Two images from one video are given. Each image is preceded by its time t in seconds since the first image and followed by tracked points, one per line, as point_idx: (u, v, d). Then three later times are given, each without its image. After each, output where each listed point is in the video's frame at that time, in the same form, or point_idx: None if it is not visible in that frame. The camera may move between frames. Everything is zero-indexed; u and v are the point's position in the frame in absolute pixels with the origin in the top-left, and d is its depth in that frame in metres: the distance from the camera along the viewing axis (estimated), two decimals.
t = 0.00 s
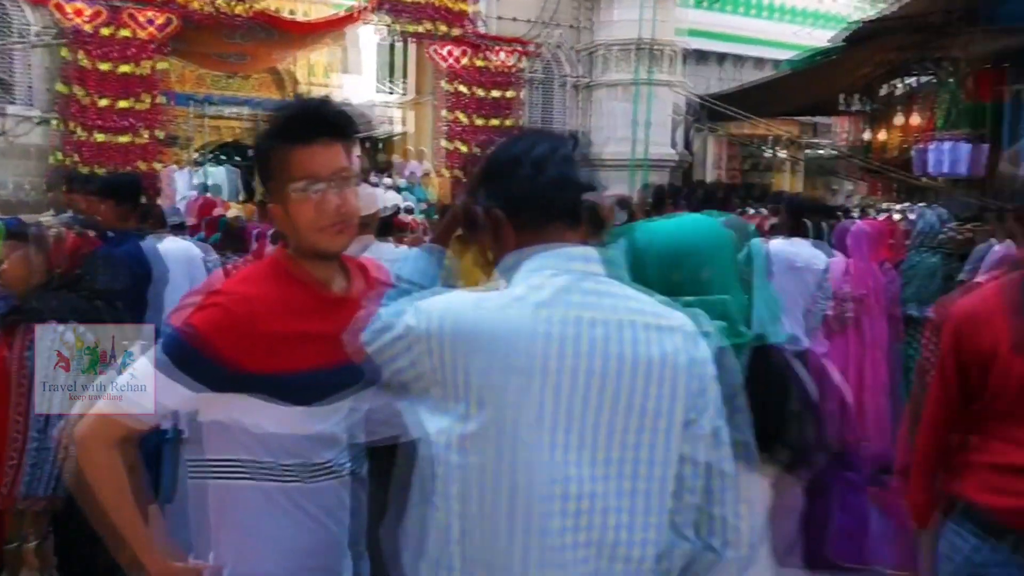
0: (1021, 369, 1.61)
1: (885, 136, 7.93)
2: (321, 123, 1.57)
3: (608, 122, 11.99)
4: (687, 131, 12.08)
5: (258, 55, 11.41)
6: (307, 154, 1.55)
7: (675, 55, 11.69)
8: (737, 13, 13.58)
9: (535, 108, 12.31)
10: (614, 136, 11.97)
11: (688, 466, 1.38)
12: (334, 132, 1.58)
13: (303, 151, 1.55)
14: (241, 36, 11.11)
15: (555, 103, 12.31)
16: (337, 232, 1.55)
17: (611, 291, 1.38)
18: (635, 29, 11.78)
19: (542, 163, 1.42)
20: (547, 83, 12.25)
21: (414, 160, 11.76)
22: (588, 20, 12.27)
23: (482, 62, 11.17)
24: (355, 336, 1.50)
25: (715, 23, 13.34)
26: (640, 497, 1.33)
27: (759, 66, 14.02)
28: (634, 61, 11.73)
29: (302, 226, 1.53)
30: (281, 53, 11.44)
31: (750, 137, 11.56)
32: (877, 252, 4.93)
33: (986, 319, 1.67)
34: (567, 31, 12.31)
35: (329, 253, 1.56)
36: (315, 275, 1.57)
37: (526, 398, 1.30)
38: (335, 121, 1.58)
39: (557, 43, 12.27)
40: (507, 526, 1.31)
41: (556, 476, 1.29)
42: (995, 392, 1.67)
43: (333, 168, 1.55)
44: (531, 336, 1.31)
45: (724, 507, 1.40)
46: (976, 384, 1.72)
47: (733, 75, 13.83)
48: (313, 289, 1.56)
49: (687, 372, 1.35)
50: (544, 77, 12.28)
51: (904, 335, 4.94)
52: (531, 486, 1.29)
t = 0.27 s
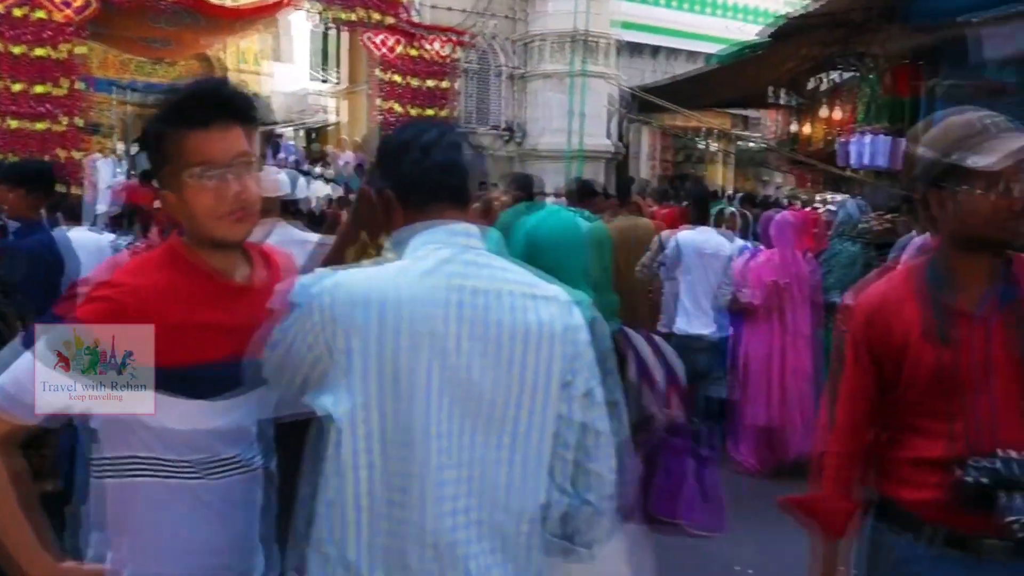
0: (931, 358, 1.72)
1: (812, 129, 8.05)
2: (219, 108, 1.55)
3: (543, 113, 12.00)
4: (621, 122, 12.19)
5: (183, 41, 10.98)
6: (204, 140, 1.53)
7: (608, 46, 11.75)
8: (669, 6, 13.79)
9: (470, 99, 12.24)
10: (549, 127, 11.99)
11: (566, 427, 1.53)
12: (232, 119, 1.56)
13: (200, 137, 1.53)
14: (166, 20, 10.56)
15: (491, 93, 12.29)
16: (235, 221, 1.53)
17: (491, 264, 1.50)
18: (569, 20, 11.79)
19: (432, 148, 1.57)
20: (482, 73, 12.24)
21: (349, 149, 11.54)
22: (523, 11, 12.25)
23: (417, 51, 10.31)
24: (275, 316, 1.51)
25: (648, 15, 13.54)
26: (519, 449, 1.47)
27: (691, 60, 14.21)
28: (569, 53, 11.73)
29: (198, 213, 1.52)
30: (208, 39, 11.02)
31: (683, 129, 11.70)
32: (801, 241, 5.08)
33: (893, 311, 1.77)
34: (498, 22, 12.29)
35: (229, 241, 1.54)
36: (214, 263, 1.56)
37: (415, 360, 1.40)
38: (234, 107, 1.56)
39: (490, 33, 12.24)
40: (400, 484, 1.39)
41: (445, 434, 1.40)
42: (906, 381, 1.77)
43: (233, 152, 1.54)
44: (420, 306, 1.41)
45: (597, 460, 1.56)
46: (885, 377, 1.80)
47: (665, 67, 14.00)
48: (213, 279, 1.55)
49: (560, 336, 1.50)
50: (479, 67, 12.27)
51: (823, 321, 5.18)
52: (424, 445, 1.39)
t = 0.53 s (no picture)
0: (873, 357, 1.66)
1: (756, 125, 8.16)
2: (130, 94, 1.49)
3: (492, 106, 11.98)
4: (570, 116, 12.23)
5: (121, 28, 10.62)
6: (115, 129, 1.48)
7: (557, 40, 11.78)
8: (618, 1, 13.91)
9: (418, 91, 12.13)
10: (497, 120, 11.97)
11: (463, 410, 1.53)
12: (144, 106, 1.51)
13: (111, 126, 1.47)
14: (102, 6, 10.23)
15: (439, 85, 12.22)
16: (149, 214, 1.48)
17: (380, 255, 1.49)
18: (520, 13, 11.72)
19: (323, 144, 1.60)
20: (431, 65, 12.15)
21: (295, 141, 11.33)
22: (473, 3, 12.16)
23: (364, 42, 10.15)
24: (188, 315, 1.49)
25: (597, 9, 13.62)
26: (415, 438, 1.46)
27: (639, 55, 14.31)
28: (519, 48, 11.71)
29: (113, 207, 1.46)
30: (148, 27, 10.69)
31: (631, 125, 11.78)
32: (742, 236, 5.14)
33: (836, 309, 1.68)
34: (446, 13, 12.17)
35: (143, 234, 1.49)
36: (124, 256, 1.51)
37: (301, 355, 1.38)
38: (145, 93, 1.51)
39: (439, 25, 12.13)
40: (293, 482, 1.36)
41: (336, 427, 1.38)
42: (849, 384, 1.69)
43: (149, 143, 1.49)
44: (307, 300, 1.39)
45: (493, 439, 1.57)
46: (824, 379, 1.72)
47: (614, 63, 14.08)
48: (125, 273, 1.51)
49: (451, 323, 1.50)
50: (428, 59, 12.18)
51: (764, 314, 5.26)
52: (315, 440, 1.36)
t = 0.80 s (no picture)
0: (848, 371, 1.57)
1: (711, 126, 8.25)
2: (60, 86, 1.45)
3: (450, 104, 11.96)
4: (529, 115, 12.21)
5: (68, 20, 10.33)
6: (47, 126, 1.43)
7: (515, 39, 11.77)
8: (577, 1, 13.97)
9: (375, 89, 12.02)
10: (456, 118, 11.93)
11: (388, 408, 1.56)
12: (79, 102, 1.47)
13: (42, 121, 1.43)
14: None
15: (397, 83, 12.13)
16: (83, 216, 1.44)
17: (300, 257, 1.49)
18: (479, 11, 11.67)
19: (234, 147, 1.56)
20: (389, 63, 12.04)
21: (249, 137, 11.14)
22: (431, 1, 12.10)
23: (321, 38, 10.00)
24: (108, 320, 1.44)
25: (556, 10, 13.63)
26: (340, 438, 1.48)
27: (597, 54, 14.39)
28: (477, 46, 11.70)
29: (45, 207, 1.42)
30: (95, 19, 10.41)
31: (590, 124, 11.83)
32: (697, 235, 5.19)
33: (805, 320, 1.60)
34: (405, 10, 12.08)
35: (76, 236, 1.45)
36: (51, 258, 1.48)
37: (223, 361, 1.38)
38: (77, 87, 1.47)
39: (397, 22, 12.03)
40: (222, 487, 1.36)
41: (260, 432, 1.39)
42: (818, 397, 1.61)
43: (85, 142, 1.45)
44: (231, 306, 1.38)
45: (417, 434, 1.60)
46: (795, 394, 1.63)
47: (574, 62, 14.13)
48: (51, 275, 1.48)
49: (372, 323, 1.52)
50: (387, 57, 12.09)
51: (719, 313, 5.30)
52: (242, 444, 1.37)
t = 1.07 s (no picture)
0: (849, 391, 1.42)
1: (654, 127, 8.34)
2: None
3: (395, 103, 11.86)
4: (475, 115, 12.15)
5: None
6: None
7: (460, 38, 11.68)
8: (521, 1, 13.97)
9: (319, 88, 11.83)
10: (401, 118, 11.83)
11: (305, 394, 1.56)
12: None
13: None
14: None
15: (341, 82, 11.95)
16: None
17: (206, 254, 1.48)
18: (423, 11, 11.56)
19: (138, 156, 1.53)
20: (332, 62, 11.86)
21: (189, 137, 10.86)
22: None
23: (262, 36, 9.73)
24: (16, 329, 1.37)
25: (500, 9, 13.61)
26: (259, 427, 1.48)
27: (542, 53, 14.43)
28: (421, 45, 11.60)
29: None
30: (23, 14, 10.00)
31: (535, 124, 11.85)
32: (640, 235, 5.23)
33: (806, 335, 1.45)
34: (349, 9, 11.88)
35: None
36: None
37: (133, 360, 1.37)
38: None
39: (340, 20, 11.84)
40: (137, 482, 1.35)
41: (175, 426, 1.38)
42: (813, 419, 1.45)
43: None
44: (137, 304, 1.38)
45: (339, 418, 1.60)
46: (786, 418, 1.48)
47: (519, 62, 14.15)
48: None
49: (284, 313, 1.51)
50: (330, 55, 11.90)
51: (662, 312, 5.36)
52: (156, 439, 1.36)
